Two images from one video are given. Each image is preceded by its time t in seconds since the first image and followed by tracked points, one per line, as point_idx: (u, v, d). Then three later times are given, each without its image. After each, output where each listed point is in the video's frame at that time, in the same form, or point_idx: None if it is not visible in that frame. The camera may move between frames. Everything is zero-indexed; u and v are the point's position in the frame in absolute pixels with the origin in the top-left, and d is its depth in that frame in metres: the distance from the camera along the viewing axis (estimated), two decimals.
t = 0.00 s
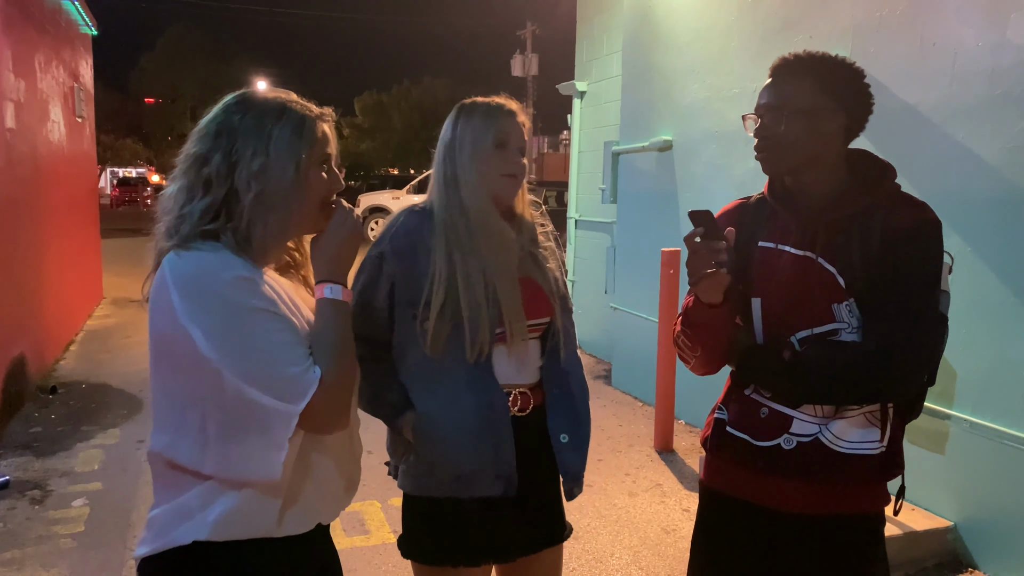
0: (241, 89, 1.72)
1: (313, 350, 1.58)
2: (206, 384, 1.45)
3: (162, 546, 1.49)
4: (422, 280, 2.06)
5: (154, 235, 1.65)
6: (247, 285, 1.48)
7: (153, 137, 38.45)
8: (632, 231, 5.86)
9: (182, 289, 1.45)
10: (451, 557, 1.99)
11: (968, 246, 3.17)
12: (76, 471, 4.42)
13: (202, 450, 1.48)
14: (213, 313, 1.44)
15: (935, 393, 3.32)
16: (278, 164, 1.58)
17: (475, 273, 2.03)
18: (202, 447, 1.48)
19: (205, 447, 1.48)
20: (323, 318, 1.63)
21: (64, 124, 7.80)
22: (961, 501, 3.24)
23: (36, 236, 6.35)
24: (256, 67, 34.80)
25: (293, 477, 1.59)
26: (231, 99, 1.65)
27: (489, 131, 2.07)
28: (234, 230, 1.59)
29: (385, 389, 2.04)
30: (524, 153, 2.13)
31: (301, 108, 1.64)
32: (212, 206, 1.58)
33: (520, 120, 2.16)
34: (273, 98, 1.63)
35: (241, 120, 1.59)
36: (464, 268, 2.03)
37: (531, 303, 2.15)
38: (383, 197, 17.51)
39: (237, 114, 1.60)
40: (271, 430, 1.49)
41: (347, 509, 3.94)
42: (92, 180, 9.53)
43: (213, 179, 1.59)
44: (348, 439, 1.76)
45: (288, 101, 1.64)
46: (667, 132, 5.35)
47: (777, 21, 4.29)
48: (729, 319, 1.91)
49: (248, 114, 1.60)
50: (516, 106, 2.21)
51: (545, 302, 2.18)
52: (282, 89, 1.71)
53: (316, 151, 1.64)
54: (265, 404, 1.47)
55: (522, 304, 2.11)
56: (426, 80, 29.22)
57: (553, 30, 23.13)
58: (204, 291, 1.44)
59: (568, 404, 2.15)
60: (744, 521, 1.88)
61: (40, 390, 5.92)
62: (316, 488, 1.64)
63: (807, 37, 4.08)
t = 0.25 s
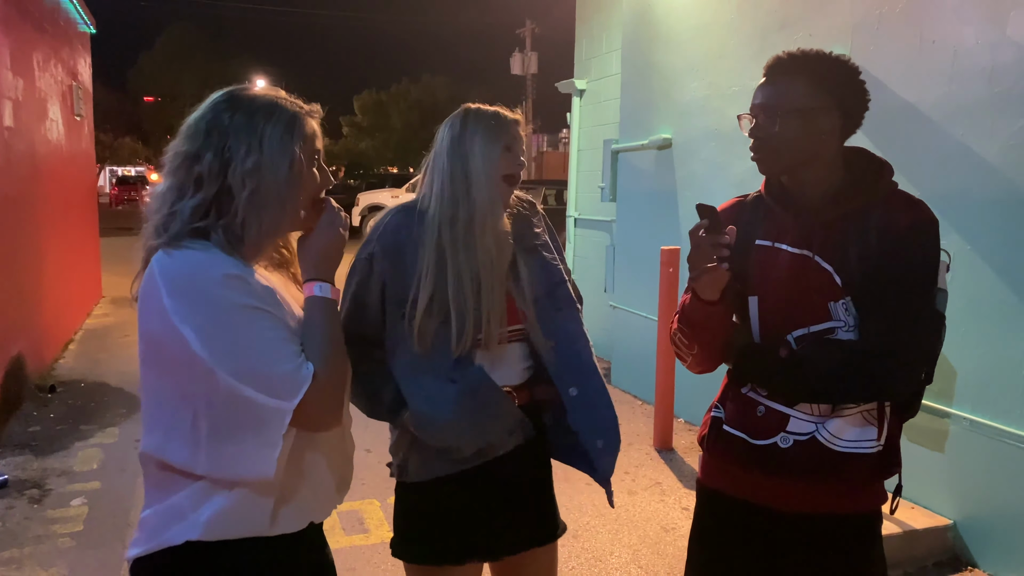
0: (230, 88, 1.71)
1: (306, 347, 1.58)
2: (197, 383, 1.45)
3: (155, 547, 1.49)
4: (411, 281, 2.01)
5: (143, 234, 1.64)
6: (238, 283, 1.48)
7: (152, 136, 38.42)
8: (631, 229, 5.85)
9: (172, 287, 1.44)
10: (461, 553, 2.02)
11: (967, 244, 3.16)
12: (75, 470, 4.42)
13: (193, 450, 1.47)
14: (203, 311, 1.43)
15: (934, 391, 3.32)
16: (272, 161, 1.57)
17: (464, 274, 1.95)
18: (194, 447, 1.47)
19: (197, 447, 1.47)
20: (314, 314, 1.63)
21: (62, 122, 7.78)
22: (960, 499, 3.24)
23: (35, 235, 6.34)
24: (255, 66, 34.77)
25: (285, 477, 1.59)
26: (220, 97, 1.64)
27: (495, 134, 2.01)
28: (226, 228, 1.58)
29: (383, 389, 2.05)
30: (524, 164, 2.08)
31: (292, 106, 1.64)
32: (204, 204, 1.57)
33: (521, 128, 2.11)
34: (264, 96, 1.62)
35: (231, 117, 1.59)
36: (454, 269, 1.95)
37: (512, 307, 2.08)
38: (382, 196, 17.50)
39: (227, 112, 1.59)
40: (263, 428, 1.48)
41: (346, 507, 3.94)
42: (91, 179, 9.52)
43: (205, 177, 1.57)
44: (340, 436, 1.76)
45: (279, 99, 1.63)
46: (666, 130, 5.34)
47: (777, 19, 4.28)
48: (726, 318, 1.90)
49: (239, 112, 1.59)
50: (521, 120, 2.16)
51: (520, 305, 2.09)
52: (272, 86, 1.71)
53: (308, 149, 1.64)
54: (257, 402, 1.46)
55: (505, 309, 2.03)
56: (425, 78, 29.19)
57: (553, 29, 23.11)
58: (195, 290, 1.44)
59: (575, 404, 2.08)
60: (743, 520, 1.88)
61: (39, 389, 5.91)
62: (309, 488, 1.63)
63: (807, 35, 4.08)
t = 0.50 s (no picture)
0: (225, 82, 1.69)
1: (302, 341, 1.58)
2: (192, 380, 1.44)
3: (151, 545, 1.48)
4: (406, 281, 2.03)
5: (134, 230, 1.61)
6: (234, 279, 1.48)
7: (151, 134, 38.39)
8: (631, 227, 5.84)
9: (167, 284, 1.44)
10: (452, 548, 2.00)
11: (967, 241, 3.16)
12: (74, 468, 4.41)
13: (189, 448, 1.47)
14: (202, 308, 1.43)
15: (933, 389, 3.32)
16: (273, 160, 1.57)
17: (460, 277, 1.97)
18: (189, 445, 1.46)
19: (193, 445, 1.46)
20: (309, 310, 1.62)
21: (61, 120, 7.76)
22: (959, 496, 3.24)
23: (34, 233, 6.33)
24: (255, 63, 34.72)
25: (282, 472, 1.59)
26: (215, 92, 1.62)
27: (500, 135, 2.01)
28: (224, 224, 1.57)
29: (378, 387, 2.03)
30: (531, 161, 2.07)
31: (290, 103, 1.64)
32: (201, 200, 1.56)
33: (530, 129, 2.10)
34: (261, 92, 1.61)
35: (229, 114, 1.57)
36: (450, 272, 1.97)
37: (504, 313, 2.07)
38: (382, 194, 17.49)
39: (225, 110, 1.57)
40: (260, 424, 1.48)
41: (345, 505, 3.93)
42: (90, 177, 9.50)
43: (201, 173, 1.56)
44: (335, 433, 1.76)
45: (276, 96, 1.63)
46: (666, 127, 5.33)
47: (777, 16, 4.28)
48: (721, 314, 1.87)
49: (237, 109, 1.58)
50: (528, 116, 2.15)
51: (511, 314, 2.08)
52: (267, 83, 1.69)
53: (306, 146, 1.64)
54: (254, 398, 1.46)
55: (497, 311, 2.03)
56: (424, 76, 29.15)
57: (553, 26, 23.09)
58: (194, 288, 1.44)
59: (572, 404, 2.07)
60: (736, 518, 1.87)
61: (38, 387, 5.90)
62: (304, 482, 1.63)
63: (807, 32, 4.07)
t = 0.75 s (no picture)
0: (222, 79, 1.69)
1: (302, 336, 1.58)
2: (193, 379, 1.44)
3: (153, 542, 1.48)
4: (408, 285, 1.98)
5: (133, 229, 1.61)
6: (233, 277, 1.47)
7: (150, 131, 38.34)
8: (631, 224, 5.84)
9: (166, 283, 1.44)
10: (447, 546, 2.01)
11: (966, 239, 3.16)
12: (74, 465, 4.42)
13: (190, 446, 1.47)
14: (202, 306, 1.43)
15: (933, 387, 3.33)
16: (273, 156, 1.57)
17: (468, 288, 1.93)
18: (190, 442, 1.47)
19: (193, 443, 1.46)
20: (308, 305, 1.62)
21: (60, 117, 7.75)
22: (958, 494, 3.24)
23: (33, 230, 6.32)
24: (254, 60, 34.67)
25: (283, 469, 1.59)
26: (213, 89, 1.61)
27: (510, 138, 1.93)
28: (225, 221, 1.57)
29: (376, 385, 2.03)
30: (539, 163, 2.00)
31: (289, 99, 1.63)
32: (201, 197, 1.55)
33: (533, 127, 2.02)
34: (259, 89, 1.61)
35: (228, 111, 1.57)
36: (461, 284, 1.93)
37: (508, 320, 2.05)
38: (381, 191, 17.48)
39: (223, 106, 1.57)
40: (261, 421, 1.48)
41: (345, 502, 3.94)
42: (89, 174, 9.49)
43: (201, 171, 1.55)
44: (336, 428, 1.76)
45: (275, 92, 1.62)
46: (666, 125, 5.33)
47: (777, 13, 4.27)
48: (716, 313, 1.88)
49: (236, 105, 1.57)
50: (529, 111, 2.07)
51: (516, 317, 2.06)
52: (265, 79, 1.69)
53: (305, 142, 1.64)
54: (255, 395, 1.46)
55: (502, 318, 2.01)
56: (424, 74, 29.12)
57: (552, 24, 23.06)
58: (191, 287, 1.43)
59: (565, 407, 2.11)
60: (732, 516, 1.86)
61: (37, 384, 5.90)
62: (304, 479, 1.63)
63: (807, 30, 4.06)
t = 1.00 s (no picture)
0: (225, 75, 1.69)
1: (300, 335, 1.58)
2: (192, 376, 1.44)
3: (154, 537, 1.49)
4: (405, 301, 2.01)
5: (136, 225, 1.61)
6: (233, 276, 1.46)
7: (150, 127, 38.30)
8: (630, 221, 5.84)
9: (166, 281, 1.44)
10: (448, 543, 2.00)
11: (966, 236, 3.16)
12: (74, 461, 4.42)
13: (189, 443, 1.47)
14: (201, 306, 1.42)
15: (932, 384, 3.33)
16: (274, 152, 1.56)
17: (464, 293, 1.97)
18: (190, 439, 1.47)
19: (193, 440, 1.47)
20: (307, 304, 1.61)
21: (59, 113, 7.74)
22: (958, 492, 3.25)
23: (32, 226, 6.32)
24: (254, 56, 34.60)
25: (283, 466, 1.58)
26: (216, 85, 1.61)
27: (500, 132, 1.96)
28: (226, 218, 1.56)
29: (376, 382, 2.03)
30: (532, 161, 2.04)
31: (291, 94, 1.62)
32: (202, 194, 1.55)
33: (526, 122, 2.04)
34: (261, 85, 1.60)
35: (230, 107, 1.56)
36: (456, 292, 1.97)
37: (513, 316, 2.06)
38: (381, 188, 17.47)
39: (225, 102, 1.57)
40: (260, 420, 1.48)
41: (345, 498, 3.94)
42: (89, 170, 9.48)
43: (202, 168, 1.55)
44: (335, 425, 1.75)
45: (276, 87, 1.62)
46: (666, 122, 5.33)
47: (777, 10, 4.27)
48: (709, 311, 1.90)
49: (238, 102, 1.57)
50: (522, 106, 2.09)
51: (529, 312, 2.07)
52: (269, 75, 1.69)
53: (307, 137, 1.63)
54: (254, 393, 1.46)
55: (502, 318, 2.03)
56: (424, 70, 29.08)
57: (553, 20, 23.01)
58: (190, 285, 1.43)
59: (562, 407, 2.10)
60: (730, 513, 1.85)
61: (37, 380, 5.90)
62: (305, 476, 1.62)
63: (807, 27, 4.06)
